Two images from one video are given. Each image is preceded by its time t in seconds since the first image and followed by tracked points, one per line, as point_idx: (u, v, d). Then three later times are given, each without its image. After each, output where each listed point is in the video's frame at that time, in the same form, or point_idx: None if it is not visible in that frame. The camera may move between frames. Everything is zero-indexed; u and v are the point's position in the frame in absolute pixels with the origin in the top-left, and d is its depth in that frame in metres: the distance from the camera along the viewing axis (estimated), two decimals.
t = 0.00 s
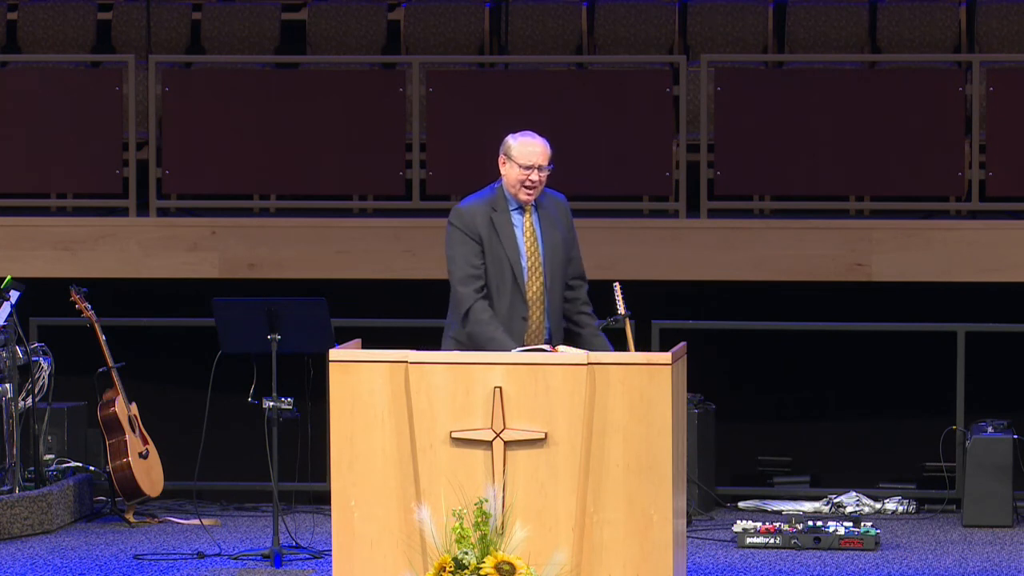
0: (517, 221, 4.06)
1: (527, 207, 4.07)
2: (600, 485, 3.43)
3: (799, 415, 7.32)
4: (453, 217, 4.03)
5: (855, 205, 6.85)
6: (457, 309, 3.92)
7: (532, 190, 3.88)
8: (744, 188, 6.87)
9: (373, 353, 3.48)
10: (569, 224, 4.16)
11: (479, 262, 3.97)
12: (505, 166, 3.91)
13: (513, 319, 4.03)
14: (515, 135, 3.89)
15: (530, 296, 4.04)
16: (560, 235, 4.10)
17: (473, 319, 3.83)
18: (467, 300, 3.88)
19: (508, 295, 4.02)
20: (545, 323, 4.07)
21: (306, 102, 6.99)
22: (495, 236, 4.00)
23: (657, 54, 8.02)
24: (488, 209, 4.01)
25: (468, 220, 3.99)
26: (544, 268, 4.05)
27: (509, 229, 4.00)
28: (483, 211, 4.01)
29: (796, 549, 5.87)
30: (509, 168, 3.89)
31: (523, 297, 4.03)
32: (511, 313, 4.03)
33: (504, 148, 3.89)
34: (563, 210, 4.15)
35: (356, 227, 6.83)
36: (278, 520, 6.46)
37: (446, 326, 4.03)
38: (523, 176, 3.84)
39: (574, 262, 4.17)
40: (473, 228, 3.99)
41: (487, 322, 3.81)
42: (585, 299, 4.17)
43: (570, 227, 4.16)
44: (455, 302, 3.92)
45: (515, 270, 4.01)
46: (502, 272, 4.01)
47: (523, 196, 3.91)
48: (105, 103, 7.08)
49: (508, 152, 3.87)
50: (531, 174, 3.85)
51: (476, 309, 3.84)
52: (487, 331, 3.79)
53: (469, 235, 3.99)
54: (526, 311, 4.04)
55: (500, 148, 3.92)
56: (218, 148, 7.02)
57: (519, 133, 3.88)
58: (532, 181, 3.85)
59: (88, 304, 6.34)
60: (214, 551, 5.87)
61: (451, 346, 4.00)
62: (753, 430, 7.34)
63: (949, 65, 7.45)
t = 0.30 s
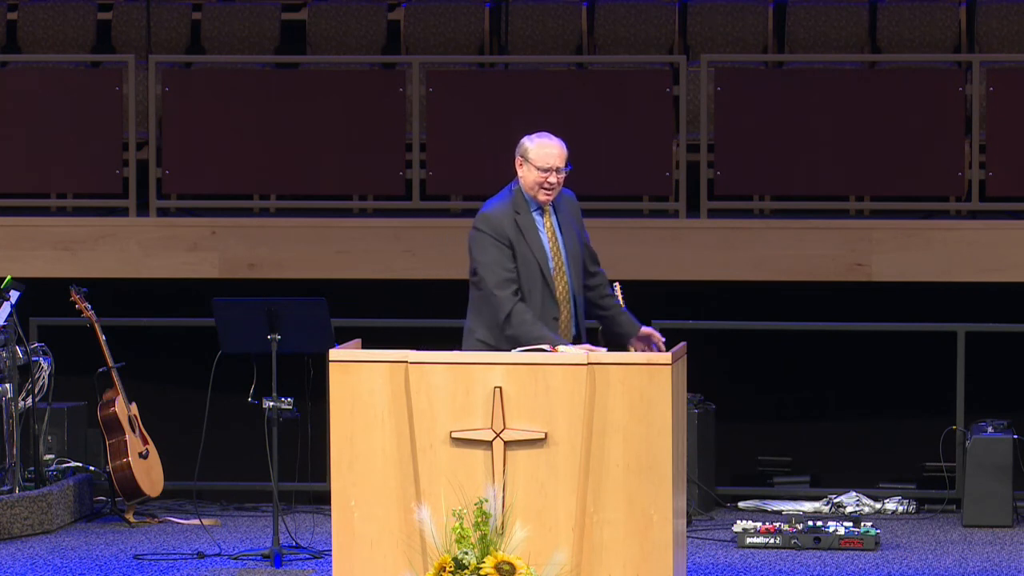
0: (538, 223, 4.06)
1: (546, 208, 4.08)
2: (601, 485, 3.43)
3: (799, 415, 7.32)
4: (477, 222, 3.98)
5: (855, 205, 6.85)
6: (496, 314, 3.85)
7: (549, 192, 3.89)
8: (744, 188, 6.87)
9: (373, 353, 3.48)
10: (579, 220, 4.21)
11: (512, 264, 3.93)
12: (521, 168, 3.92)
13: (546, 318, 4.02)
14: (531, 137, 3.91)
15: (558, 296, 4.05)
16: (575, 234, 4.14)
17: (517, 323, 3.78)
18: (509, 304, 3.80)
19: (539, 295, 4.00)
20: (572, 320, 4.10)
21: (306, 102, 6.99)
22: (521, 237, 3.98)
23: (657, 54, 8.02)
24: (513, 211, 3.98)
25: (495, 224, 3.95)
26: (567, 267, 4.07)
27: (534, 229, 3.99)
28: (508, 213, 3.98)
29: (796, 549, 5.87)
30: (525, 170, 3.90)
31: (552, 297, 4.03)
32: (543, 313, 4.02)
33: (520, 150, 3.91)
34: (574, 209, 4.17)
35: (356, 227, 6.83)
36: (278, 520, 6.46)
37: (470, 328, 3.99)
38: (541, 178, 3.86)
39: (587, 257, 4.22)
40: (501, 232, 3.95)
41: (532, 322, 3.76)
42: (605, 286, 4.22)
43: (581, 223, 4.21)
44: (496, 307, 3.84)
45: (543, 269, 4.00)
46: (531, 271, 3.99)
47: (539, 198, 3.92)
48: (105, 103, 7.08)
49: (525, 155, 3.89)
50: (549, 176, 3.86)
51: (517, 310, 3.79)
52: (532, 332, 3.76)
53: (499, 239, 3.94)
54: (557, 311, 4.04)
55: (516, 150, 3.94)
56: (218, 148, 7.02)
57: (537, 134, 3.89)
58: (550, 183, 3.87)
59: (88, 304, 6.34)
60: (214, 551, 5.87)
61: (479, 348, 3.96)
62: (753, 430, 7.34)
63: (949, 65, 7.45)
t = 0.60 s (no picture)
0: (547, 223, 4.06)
1: (555, 209, 4.09)
2: (601, 485, 3.43)
3: (799, 415, 7.32)
4: (487, 224, 3.98)
5: (855, 205, 6.85)
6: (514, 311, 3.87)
7: (557, 194, 3.91)
8: (744, 188, 6.87)
9: (373, 353, 3.48)
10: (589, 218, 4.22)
11: (524, 264, 3.94)
12: (529, 170, 3.94)
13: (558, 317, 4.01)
14: (538, 139, 3.93)
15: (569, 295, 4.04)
16: (584, 234, 4.15)
17: (532, 317, 3.81)
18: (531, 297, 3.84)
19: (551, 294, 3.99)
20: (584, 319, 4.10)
21: (306, 102, 6.99)
22: (532, 237, 3.97)
23: (657, 54, 8.02)
24: (522, 212, 3.98)
25: (505, 225, 3.95)
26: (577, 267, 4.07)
27: (543, 230, 3.99)
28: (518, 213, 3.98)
29: (796, 549, 5.87)
30: (532, 172, 3.92)
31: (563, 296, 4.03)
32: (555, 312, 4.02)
33: (528, 152, 3.93)
34: (584, 207, 4.20)
35: (356, 226, 6.83)
36: (278, 520, 6.46)
37: (480, 326, 4.06)
38: (548, 181, 3.88)
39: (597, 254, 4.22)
40: (510, 232, 3.95)
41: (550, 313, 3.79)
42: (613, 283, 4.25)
43: (591, 222, 4.21)
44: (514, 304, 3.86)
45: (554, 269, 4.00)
46: (541, 270, 3.98)
47: (547, 199, 3.95)
48: (105, 103, 7.07)
49: (533, 156, 3.90)
50: (556, 179, 3.88)
51: (535, 304, 3.82)
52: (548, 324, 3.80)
53: (509, 240, 3.95)
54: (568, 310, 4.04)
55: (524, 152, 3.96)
56: (218, 148, 7.02)
57: (544, 137, 3.91)
58: (557, 186, 3.89)
59: (88, 304, 6.34)
60: (214, 551, 5.87)
61: (490, 346, 4.05)
62: (753, 430, 7.34)
63: (949, 65, 7.45)
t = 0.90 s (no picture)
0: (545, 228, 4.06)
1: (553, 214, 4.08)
2: (601, 485, 3.43)
3: (799, 415, 7.32)
4: (484, 229, 3.98)
5: (855, 205, 6.85)
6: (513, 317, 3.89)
7: (555, 199, 3.89)
8: (744, 188, 6.87)
9: (373, 353, 3.48)
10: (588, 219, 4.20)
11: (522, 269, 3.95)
12: (527, 175, 3.92)
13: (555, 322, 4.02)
14: (536, 144, 3.91)
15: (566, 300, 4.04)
16: (583, 237, 4.14)
17: (532, 323, 3.84)
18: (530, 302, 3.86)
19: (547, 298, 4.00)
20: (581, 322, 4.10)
21: (306, 102, 6.99)
22: (528, 242, 3.97)
23: (657, 54, 8.02)
24: (519, 217, 3.97)
25: (502, 231, 3.95)
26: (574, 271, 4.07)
27: (540, 235, 3.98)
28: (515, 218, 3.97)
29: (796, 549, 5.87)
30: (530, 177, 3.91)
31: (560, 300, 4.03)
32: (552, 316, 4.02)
33: (526, 157, 3.91)
34: (583, 209, 4.17)
35: (356, 226, 6.83)
36: (278, 520, 6.46)
37: (479, 330, 4.07)
38: (546, 186, 3.86)
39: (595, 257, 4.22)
40: (507, 237, 3.95)
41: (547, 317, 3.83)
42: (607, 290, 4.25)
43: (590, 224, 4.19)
44: (514, 310, 3.88)
45: (551, 273, 4.00)
46: (538, 275, 3.99)
47: (546, 204, 3.93)
48: (105, 103, 7.07)
49: (530, 161, 3.89)
50: (554, 183, 3.86)
51: (534, 310, 3.85)
52: (547, 329, 3.84)
53: (506, 246, 3.95)
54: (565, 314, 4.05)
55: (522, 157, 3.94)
56: (218, 148, 7.02)
57: (543, 142, 3.89)
58: (555, 191, 3.87)
59: (88, 304, 6.34)
60: (214, 551, 5.87)
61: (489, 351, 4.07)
62: (754, 430, 7.34)
63: (948, 65, 7.45)
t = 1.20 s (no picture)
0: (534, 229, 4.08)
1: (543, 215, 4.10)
2: (600, 485, 3.43)
3: (799, 415, 7.32)
4: (473, 230, 4.02)
5: (855, 205, 6.85)
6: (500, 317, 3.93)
7: (545, 199, 3.91)
8: (744, 188, 6.87)
9: (373, 353, 3.48)
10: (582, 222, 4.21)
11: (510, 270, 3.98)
12: (517, 175, 3.94)
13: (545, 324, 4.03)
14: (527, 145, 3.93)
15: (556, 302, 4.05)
16: (574, 239, 4.15)
17: (517, 323, 3.87)
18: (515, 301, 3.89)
19: (536, 299, 4.02)
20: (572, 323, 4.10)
21: (306, 102, 6.99)
22: (517, 242, 4.01)
23: (657, 54, 8.02)
24: (508, 218, 4.01)
25: (491, 231, 3.99)
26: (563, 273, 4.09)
27: (529, 236, 4.01)
28: (503, 219, 4.01)
29: (796, 549, 5.87)
30: (521, 177, 3.93)
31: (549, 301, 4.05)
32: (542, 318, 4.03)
33: (516, 157, 3.93)
34: (574, 210, 4.19)
35: (356, 226, 6.83)
36: (278, 520, 6.46)
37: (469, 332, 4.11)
38: (536, 185, 3.88)
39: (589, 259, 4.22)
40: (496, 238, 3.99)
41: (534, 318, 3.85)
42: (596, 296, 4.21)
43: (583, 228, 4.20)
44: (499, 310, 3.91)
45: (540, 274, 4.02)
46: (527, 275, 4.01)
47: (535, 205, 3.95)
48: (105, 103, 7.07)
49: (520, 161, 3.91)
50: (543, 184, 3.88)
51: (519, 310, 3.88)
52: (533, 330, 3.86)
53: (494, 246, 3.99)
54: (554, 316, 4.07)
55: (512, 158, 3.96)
56: (218, 148, 7.02)
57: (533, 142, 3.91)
58: (544, 191, 3.89)
59: (88, 304, 6.34)
60: (214, 551, 5.87)
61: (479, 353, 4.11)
62: (754, 430, 7.34)
63: (948, 65, 7.45)
